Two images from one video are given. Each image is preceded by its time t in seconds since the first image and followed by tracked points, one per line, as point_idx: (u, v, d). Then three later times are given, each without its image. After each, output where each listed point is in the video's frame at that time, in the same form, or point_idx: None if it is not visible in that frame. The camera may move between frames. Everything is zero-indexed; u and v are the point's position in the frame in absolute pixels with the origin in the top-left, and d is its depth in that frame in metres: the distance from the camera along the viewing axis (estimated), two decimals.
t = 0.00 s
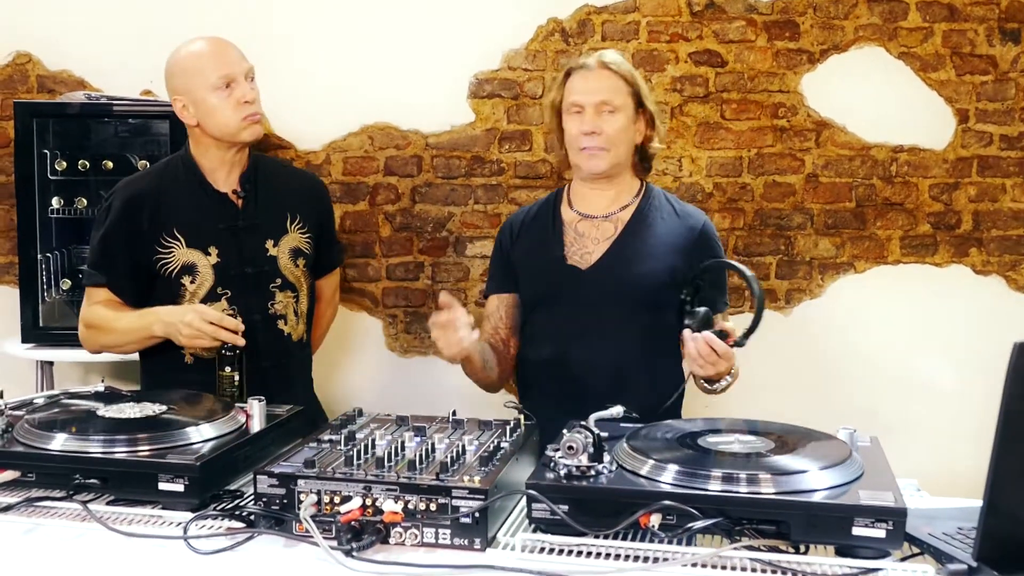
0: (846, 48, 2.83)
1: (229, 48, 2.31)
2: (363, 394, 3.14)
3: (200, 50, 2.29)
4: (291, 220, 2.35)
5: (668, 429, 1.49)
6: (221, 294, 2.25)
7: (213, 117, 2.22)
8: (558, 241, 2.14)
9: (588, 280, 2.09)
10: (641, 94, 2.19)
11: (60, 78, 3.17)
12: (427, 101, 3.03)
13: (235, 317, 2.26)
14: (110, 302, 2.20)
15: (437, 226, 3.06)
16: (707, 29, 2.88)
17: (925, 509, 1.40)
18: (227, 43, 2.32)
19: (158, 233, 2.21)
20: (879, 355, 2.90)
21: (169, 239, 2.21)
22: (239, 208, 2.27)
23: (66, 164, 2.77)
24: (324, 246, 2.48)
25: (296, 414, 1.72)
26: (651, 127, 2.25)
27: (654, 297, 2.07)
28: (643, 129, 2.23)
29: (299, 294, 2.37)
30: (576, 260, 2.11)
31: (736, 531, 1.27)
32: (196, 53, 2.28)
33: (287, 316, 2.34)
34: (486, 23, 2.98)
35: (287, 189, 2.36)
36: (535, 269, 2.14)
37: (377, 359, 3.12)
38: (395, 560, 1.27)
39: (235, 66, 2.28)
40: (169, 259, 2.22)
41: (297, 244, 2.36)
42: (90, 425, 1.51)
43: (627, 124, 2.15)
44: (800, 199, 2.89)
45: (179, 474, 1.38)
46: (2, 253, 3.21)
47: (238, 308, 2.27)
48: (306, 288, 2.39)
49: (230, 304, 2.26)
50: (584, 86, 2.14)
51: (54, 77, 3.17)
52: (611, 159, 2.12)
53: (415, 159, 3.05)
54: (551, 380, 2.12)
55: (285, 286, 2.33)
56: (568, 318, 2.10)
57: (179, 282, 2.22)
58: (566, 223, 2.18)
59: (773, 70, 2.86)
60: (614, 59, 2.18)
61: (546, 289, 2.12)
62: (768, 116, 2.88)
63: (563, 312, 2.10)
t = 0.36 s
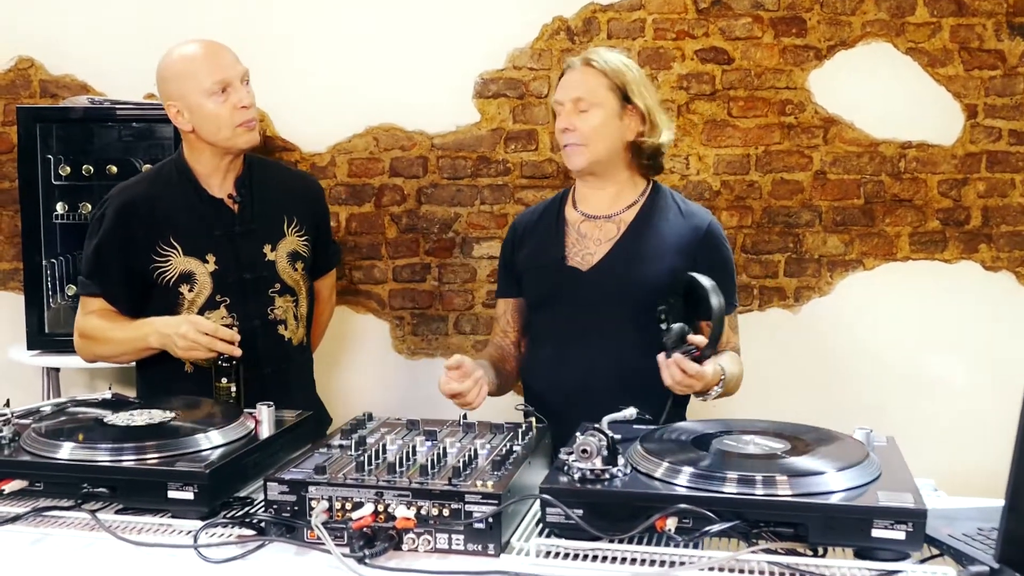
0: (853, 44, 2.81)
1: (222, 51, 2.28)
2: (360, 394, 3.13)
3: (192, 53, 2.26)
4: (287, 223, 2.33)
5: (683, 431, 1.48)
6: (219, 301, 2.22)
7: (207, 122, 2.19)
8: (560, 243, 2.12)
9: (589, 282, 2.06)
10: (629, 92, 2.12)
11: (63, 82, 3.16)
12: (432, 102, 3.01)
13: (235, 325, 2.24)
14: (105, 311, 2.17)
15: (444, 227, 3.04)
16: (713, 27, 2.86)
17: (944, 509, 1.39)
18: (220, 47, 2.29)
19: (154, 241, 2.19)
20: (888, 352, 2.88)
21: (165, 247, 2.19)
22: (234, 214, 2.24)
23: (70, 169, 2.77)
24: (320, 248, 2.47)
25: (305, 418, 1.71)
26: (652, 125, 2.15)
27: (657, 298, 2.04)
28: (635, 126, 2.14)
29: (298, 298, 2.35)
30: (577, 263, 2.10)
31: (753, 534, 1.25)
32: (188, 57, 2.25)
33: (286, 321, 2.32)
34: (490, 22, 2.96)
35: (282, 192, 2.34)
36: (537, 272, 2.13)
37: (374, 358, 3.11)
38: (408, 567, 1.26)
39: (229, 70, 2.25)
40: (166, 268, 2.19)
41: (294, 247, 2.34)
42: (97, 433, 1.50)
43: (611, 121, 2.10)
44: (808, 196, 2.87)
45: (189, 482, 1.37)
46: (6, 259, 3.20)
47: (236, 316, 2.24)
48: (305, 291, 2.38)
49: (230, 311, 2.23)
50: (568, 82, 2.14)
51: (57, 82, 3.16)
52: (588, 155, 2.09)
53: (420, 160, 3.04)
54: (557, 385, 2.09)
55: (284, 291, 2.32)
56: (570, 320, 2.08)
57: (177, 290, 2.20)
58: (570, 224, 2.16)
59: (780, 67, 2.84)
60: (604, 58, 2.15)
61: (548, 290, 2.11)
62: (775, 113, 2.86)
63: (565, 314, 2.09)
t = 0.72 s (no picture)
0: (860, 40, 2.79)
1: (250, 50, 2.27)
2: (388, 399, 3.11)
3: (221, 53, 2.25)
4: (315, 224, 2.29)
5: (699, 432, 1.47)
6: (245, 303, 2.20)
7: (237, 124, 2.17)
8: (563, 243, 2.11)
9: (589, 282, 2.04)
10: (597, 94, 2.08)
11: (68, 83, 3.15)
12: (438, 101, 3.00)
13: (260, 327, 2.22)
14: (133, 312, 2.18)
15: (451, 226, 3.03)
16: (720, 24, 2.85)
17: (962, 510, 1.38)
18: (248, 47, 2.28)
19: (180, 241, 2.19)
20: (898, 349, 2.86)
21: (191, 248, 2.18)
22: (262, 215, 2.22)
23: (76, 171, 2.75)
24: (352, 250, 2.42)
25: (315, 421, 1.70)
26: (626, 118, 2.07)
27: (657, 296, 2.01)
28: (612, 124, 2.08)
29: (326, 300, 2.31)
30: (577, 263, 2.08)
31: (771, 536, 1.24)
32: (219, 58, 2.24)
33: (314, 324, 2.28)
34: (496, 21, 2.95)
35: (310, 192, 2.30)
36: (542, 273, 2.12)
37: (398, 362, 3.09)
38: (423, 572, 1.25)
39: (256, 70, 2.24)
40: (191, 269, 2.19)
41: (322, 249, 2.29)
42: (108, 437, 1.49)
43: (585, 127, 2.08)
44: (816, 193, 2.86)
45: (201, 487, 1.36)
46: (12, 261, 3.20)
47: (263, 318, 2.22)
48: (334, 294, 2.33)
49: (256, 314, 2.21)
50: (544, 97, 2.14)
51: (61, 82, 3.15)
52: (573, 168, 2.09)
53: (426, 159, 3.03)
54: (563, 385, 2.06)
55: (312, 293, 2.28)
56: (574, 321, 2.06)
57: (202, 292, 2.19)
58: (573, 223, 2.14)
59: (787, 64, 2.83)
60: (568, 66, 2.12)
61: (551, 291, 2.09)
62: (782, 109, 2.85)
63: (568, 314, 2.07)
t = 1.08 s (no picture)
0: (868, 40, 2.78)
1: (285, 47, 2.26)
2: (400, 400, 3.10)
3: (257, 49, 2.25)
4: (348, 221, 2.28)
5: (710, 432, 1.46)
6: (276, 299, 2.20)
7: (273, 121, 2.17)
8: (566, 242, 2.10)
9: (590, 282, 2.03)
10: (610, 92, 2.07)
11: (72, 78, 3.14)
12: (445, 98, 2.99)
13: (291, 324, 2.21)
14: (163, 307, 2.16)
15: (456, 224, 3.02)
16: (727, 22, 2.84)
17: (977, 512, 1.36)
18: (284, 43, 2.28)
19: (214, 235, 2.17)
20: (904, 349, 2.85)
21: (224, 243, 2.17)
22: (295, 211, 2.21)
23: (79, 166, 2.73)
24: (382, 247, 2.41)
25: (323, 420, 1.68)
26: (638, 118, 2.07)
27: (660, 294, 2.00)
28: (623, 123, 2.08)
29: (358, 298, 2.30)
30: (580, 263, 2.07)
31: (786, 538, 1.23)
32: (254, 55, 2.24)
33: (345, 321, 2.27)
34: (503, 18, 2.94)
35: (342, 188, 2.29)
36: (545, 273, 2.11)
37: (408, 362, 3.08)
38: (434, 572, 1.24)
39: (292, 68, 2.23)
40: (224, 263, 2.17)
41: (354, 246, 2.28)
42: (115, 435, 1.48)
43: (597, 125, 2.07)
44: (822, 193, 2.85)
45: (209, 486, 1.35)
46: (15, 257, 3.19)
47: (294, 315, 2.21)
48: (365, 292, 2.32)
49: (287, 310, 2.20)
50: (552, 92, 2.11)
51: (65, 78, 3.14)
52: (582, 164, 2.08)
53: (432, 156, 3.01)
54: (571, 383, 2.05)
55: (344, 290, 2.27)
56: (578, 320, 2.04)
57: (234, 287, 2.18)
58: (577, 223, 2.13)
59: (795, 63, 2.82)
60: (580, 62, 2.11)
61: (553, 292, 2.09)
62: (790, 109, 2.83)
63: (574, 313, 2.05)
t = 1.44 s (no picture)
0: (871, 36, 2.77)
1: (303, 47, 2.24)
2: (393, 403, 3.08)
3: (275, 48, 2.23)
4: (365, 218, 2.29)
5: (723, 428, 1.46)
6: (292, 296, 2.20)
7: (291, 120, 2.17)
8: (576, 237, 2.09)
9: (605, 277, 2.03)
10: (615, 101, 2.03)
11: (73, 74, 3.13)
12: (448, 94, 2.98)
13: (307, 321, 2.21)
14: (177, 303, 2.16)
15: (458, 221, 3.01)
16: (730, 18, 2.83)
17: (989, 509, 1.36)
18: (303, 43, 2.26)
19: (231, 230, 2.18)
20: (908, 344, 2.85)
21: (241, 239, 2.18)
22: (312, 208, 2.22)
23: (81, 162, 2.73)
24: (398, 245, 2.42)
25: (330, 418, 1.68)
26: (642, 129, 2.03)
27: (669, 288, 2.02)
28: (627, 133, 2.05)
29: (373, 295, 2.30)
30: (598, 257, 2.05)
31: (799, 536, 1.23)
32: (272, 53, 2.23)
33: (359, 318, 2.27)
34: (506, 13, 2.92)
35: (359, 185, 2.30)
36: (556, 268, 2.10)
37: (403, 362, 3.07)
38: (446, 570, 1.24)
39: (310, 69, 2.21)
40: (241, 259, 2.18)
41: (371, 244, 2.29)
42: (122, 432, 1.47)
43: (601, 134, 2.04)
44: (825, 189, 2.84)
45: (218, 484, 1.35)
46: (16, 254, 3.18)
47: (309, 312, 2.21)
48: (380, 288, 2.33)
49: (303, 307, 2.20)
50: (558, 97, 2.09)
51: (66, 73, 3.13)
52: (586, 173, 2.06)
53: (434, 152, 3.01)
54: (582, 377, 2.05)
55: (359, 287, 2.27)
56: (591, 315, 2.04)
57: (250, 283, 2.18)
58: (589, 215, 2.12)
59: (798, 59, 2.81)
60: (586, 67, 2.08)
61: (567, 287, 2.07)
62: (793, 105, 2.82)
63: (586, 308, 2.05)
